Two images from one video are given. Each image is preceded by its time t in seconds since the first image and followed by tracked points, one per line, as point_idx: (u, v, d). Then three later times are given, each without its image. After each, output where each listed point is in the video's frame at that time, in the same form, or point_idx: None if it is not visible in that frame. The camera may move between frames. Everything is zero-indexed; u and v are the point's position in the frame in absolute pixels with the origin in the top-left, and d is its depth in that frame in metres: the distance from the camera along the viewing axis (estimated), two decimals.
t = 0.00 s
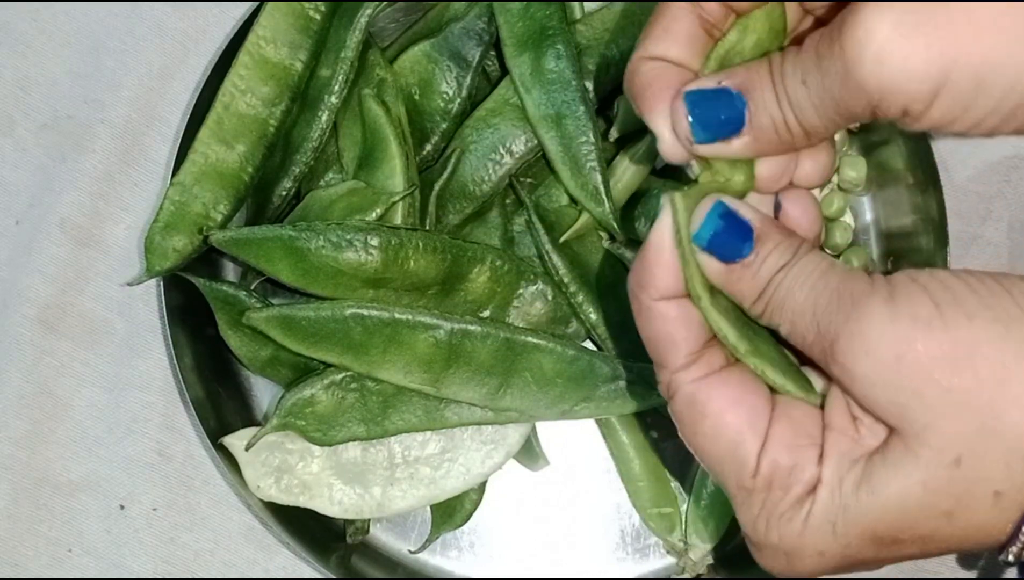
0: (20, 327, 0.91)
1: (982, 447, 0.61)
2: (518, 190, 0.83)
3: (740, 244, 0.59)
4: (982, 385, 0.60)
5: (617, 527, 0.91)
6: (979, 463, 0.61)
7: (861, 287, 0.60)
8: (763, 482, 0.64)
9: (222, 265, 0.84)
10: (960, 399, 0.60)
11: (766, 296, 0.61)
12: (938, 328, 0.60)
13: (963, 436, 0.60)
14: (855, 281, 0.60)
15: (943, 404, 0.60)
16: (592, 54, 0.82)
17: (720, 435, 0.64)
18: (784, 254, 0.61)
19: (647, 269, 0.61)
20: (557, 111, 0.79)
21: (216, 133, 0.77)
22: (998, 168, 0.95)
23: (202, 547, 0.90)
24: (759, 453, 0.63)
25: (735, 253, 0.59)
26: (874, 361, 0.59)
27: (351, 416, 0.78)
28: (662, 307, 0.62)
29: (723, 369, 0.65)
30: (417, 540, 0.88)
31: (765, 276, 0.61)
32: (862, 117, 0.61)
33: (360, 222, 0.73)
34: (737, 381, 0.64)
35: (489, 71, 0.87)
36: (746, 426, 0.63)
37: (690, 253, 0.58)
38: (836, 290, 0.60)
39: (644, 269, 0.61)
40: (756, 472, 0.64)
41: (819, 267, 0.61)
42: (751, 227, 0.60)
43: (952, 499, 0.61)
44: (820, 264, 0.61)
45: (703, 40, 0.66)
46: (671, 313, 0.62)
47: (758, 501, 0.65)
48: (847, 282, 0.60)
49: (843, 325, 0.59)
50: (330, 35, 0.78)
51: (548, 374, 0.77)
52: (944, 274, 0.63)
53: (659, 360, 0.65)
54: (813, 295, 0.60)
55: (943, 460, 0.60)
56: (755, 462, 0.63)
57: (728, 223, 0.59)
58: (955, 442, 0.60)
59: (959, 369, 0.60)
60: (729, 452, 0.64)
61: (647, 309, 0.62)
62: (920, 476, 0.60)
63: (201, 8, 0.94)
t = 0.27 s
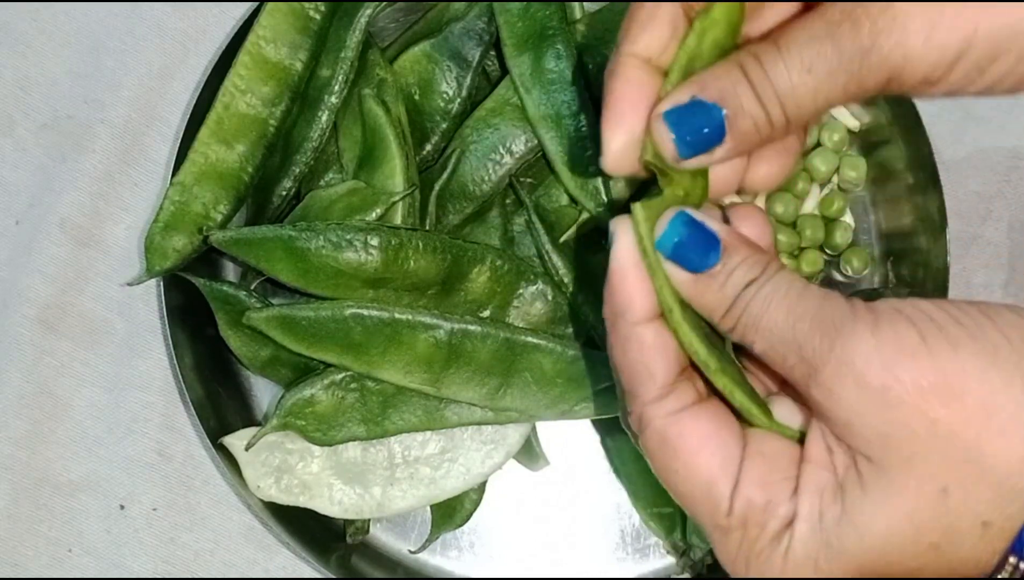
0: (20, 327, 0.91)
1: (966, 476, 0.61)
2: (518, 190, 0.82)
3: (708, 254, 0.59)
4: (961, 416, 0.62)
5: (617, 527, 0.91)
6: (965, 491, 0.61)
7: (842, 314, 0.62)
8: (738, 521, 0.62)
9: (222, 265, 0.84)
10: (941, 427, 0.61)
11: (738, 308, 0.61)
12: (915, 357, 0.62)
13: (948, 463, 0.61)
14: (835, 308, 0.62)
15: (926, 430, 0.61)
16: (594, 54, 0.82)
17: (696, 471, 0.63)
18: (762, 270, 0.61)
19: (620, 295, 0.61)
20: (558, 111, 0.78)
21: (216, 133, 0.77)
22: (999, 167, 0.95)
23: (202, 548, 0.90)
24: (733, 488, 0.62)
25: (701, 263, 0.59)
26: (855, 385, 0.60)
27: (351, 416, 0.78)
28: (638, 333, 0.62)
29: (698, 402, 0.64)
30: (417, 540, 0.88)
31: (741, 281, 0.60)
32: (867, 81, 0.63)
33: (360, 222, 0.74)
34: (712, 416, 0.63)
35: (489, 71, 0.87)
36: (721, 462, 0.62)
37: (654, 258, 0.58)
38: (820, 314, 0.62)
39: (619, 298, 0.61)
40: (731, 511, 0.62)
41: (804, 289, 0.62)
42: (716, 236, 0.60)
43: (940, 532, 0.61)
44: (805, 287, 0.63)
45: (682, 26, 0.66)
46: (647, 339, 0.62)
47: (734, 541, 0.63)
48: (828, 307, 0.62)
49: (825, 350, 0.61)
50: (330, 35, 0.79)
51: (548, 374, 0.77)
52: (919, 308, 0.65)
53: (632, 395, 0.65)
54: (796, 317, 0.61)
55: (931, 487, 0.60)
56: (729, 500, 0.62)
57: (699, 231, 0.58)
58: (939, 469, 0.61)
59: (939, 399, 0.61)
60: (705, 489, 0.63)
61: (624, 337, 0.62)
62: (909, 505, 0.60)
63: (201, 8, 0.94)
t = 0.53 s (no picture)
0: (20, 327, 0.91)
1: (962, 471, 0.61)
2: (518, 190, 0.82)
3: (704, 216, 0.60)
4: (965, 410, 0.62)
5: (617, 527, 0.91)
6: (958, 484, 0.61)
7: (855, 296, 0.60)
8: (722, 494, 0.63)
9: (222, 265, 0.84)
10: (944, 420, 0.61)
11: (740, 275, 0.60)
12: (925, 347, 0.61)
13: (947, 456, 0.61)
14: (848, 289, 0.61)
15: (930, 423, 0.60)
16: (592, 54, 0.82)
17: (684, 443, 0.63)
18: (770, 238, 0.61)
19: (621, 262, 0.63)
20: (557, 111, 0.79)
21: (216, 133, 0.77)
22: (999, 167, 0.95)
23: (202, 548, 0.90)
24: (717, 465, 0.63)
25: (696, 225, 0.60)
26: (864, 372, 0.59)
27: (351, 416, 0.78)
28: (637, 303, 0.63)
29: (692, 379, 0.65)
30: (417, 540, 0.88)
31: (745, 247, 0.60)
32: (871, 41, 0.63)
33: (360, 222, 0.74)
34: (703, 393, 0.64)
35: (489, 71, 0.87)
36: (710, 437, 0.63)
37: (653, 225, 0.60)
38: (832, 294, 0.60)
39: (617, 265, 0.63)
40: (715, 485, 0.63)
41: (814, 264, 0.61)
42: (716, 197, 0.61)
43: (928, 521, 0.61)
44: (818, 265, 0.61)
45: None
46: (646, 310, 0.63)
47: (716, 515, 0.64)
48: (840, 287, 0.60)
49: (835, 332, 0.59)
50: (330, 35, 0.78)
51: (548, 374, 0.77)
52: (933, 298, 0.64)
53: (625, 362, 0.65)
54: (803, 293, 0.60)
55: (926, 479, 0.60)
56: (714, 473, 0.63)
57: (696, 194, 0.60)
58: (937, 461, 0.60)
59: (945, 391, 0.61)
60: (691, 461, 0.63)
61: (623, 306, 0.63)
62: (901, 493, 0.60)
63: (201, 8, 0.94)
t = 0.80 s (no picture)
0: (20, 327, 0.91)
1: (941, 487, 0.60)
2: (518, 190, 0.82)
3: (711, 227, 0.60)
4: (948, 426, 0.60)
5: (617, 527, 0.91)
6: (939, 499, 0.61)
7: (836, 312, 0.61)
8: (727, 504, 0.65)
9: (222, 265, 0.84)
10: (925, 435, 0.60)
11: (738, 287, 0.62)
12: (904, 362, 0.60)
13: (927, 471, 0.60)
14: (833, 304, 0.61)
15: (908, 438, 0.60)
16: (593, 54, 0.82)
17: (689, 454, 0.66)
18: (769, 252, 0.61)
19: (626, 283, 0.64)
20: (557, 111, 0.79)
21: (216, 134, 0.77)
22: (998, 167, 0.95)
23: (202, 548, 0.90)
24: (723, 475, 0.65)
25: (704, 236, 0.60)
26: (840, 389, 0.60)
27: (351, 416, 0.78)
28: (639, 323, 0.65)
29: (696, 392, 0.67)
30: (417, 539, 0.88)
31: (748, 261, 0.61)
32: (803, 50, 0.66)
33: (360, 222, 0.74)
34: (705, 406, 0.67)
35: (489, 71, 0.87)
36: (713, 449, 0.66)
37: (659, 229, 0.61)
38: (814, 310, 0.61)
39: (624, 286, 0.64)
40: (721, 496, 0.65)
41: (808, 277, 0.61)
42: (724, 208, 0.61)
43: (908, 531, 0.61)
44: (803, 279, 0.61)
45: None
46: (650, 328, 0.65)
47: (723, 522, 0.66)
48: (825, 303, 0.61)
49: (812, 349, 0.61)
50: (330, 35, 0.78)
51: (548, 374, 0.77)
52: (907, 312, 0.63)
53: (635, 379, 0.67)
54: (790, 308, 0.61)
55: (901, 493, 0.60)
56: (719, 484, 0.65)
57: (701, 205, 0.60)
58: (915, 476, 0.60)
59: (926, 406, 0.60)
60: (697, 473, 0.66)
61: (627, 325, 0.65)
62: (877, 506, 0.60)
63: (201, 8, 0.94)
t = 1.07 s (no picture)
0: (20, 327, 0.91)
1: (926, 504, 0.61)
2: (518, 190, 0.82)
3: (704, 265, 0.61)
4: (931, 445, 0.61)
5: (617, 527, 0.91)
6: (927, 516, 0.61)
7: (818, 337, 0.63)
8: (732, 525, 0.67)
9: (222, 265, 0.84)
10: (909, 455, 0.61)
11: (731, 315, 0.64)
12: (885, 383, 0.61)
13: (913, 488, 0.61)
14: (817, 329, 0.63)
15: (892, 458, 0.60)
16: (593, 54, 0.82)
17: (690, 481, 0.68)
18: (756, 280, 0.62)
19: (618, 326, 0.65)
20: (557, 111, 0.78)
21: (216, 134, 0.77)
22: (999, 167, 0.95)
23: (202, 548, 0.90)
24: (725, 499, 0.67)
25: (697, 274, 0.62)
26: (824, 414, 0.61)
27: (351, 416, 0.78)
28: (632, 360, 0.66)
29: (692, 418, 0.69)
30: (417, 540, 0.88)
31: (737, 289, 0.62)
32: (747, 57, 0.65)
33: (360, 222, 0.74)
34: (702, 432, 0.68)
35: (489, 71, 0.87)
36: (713, 471, 0.67)
37: (654, 271, 0.63)
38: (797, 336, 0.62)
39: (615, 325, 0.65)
40: (724, 517, 0.67)
41: (793, 302, 0.63)
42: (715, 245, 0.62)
43: (905, 548, 0.61)
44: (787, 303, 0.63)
45: None
46: (641, 365, 0.66)
47: (731, 544, 0.67)
48: (809, 329, 0.63)
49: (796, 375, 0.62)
50: (330, 35, 0.79)
51: (548, 374, 0.77)
52: (887, 334, 0.64)
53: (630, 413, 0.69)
54: (776, 334, 0.63)
55: (891, 511, 0.60)
56: (722, 507, 0.67)
57: (693, 247, 0.61)
58: (904, 494, 0.61)
59: (908, 425, 0.61)
60: (699, 498, 0.67)
61: (618, 362, 0.67)
62: (871, 523, 0.61)
63: (201, 8, 0.94)
